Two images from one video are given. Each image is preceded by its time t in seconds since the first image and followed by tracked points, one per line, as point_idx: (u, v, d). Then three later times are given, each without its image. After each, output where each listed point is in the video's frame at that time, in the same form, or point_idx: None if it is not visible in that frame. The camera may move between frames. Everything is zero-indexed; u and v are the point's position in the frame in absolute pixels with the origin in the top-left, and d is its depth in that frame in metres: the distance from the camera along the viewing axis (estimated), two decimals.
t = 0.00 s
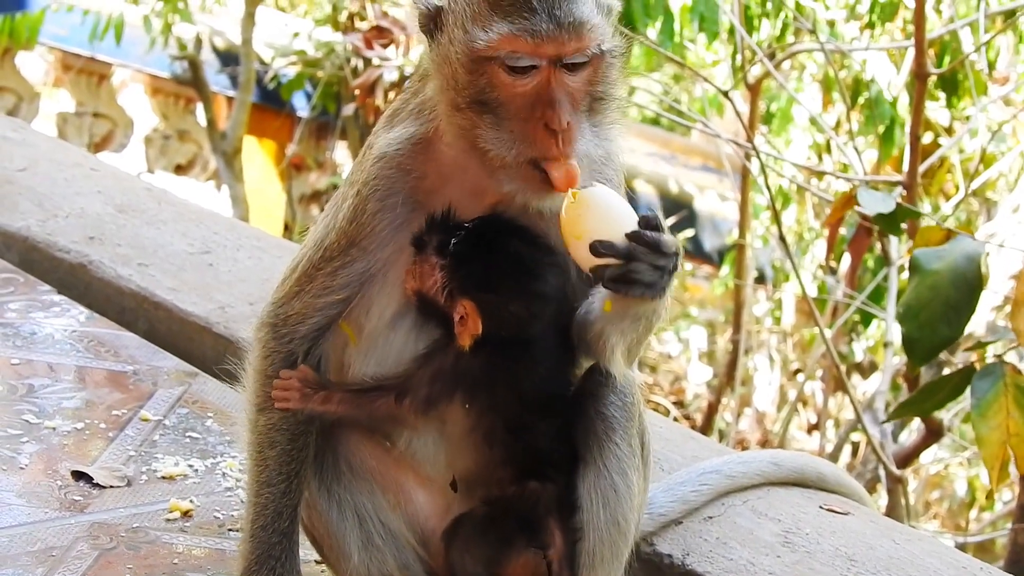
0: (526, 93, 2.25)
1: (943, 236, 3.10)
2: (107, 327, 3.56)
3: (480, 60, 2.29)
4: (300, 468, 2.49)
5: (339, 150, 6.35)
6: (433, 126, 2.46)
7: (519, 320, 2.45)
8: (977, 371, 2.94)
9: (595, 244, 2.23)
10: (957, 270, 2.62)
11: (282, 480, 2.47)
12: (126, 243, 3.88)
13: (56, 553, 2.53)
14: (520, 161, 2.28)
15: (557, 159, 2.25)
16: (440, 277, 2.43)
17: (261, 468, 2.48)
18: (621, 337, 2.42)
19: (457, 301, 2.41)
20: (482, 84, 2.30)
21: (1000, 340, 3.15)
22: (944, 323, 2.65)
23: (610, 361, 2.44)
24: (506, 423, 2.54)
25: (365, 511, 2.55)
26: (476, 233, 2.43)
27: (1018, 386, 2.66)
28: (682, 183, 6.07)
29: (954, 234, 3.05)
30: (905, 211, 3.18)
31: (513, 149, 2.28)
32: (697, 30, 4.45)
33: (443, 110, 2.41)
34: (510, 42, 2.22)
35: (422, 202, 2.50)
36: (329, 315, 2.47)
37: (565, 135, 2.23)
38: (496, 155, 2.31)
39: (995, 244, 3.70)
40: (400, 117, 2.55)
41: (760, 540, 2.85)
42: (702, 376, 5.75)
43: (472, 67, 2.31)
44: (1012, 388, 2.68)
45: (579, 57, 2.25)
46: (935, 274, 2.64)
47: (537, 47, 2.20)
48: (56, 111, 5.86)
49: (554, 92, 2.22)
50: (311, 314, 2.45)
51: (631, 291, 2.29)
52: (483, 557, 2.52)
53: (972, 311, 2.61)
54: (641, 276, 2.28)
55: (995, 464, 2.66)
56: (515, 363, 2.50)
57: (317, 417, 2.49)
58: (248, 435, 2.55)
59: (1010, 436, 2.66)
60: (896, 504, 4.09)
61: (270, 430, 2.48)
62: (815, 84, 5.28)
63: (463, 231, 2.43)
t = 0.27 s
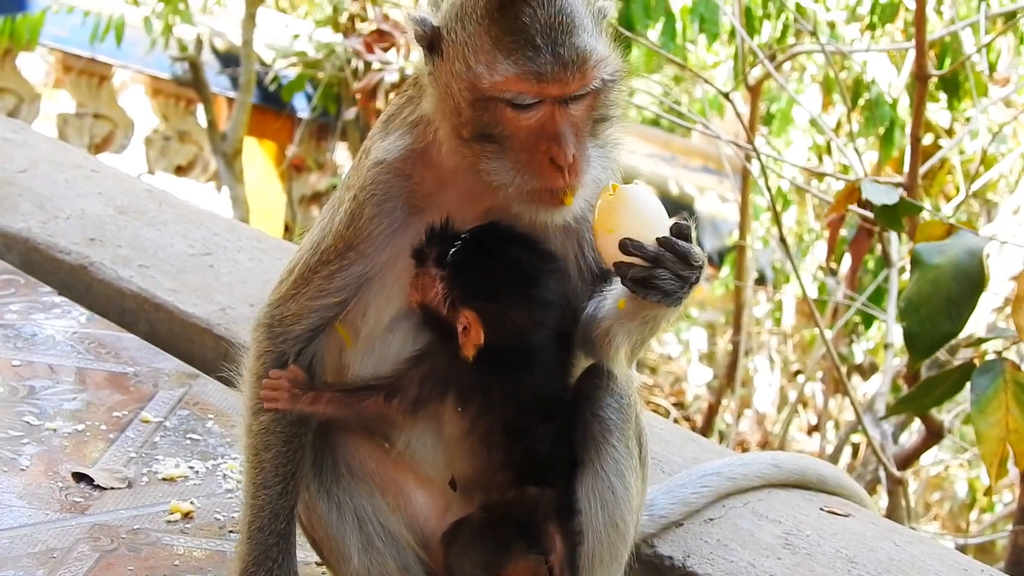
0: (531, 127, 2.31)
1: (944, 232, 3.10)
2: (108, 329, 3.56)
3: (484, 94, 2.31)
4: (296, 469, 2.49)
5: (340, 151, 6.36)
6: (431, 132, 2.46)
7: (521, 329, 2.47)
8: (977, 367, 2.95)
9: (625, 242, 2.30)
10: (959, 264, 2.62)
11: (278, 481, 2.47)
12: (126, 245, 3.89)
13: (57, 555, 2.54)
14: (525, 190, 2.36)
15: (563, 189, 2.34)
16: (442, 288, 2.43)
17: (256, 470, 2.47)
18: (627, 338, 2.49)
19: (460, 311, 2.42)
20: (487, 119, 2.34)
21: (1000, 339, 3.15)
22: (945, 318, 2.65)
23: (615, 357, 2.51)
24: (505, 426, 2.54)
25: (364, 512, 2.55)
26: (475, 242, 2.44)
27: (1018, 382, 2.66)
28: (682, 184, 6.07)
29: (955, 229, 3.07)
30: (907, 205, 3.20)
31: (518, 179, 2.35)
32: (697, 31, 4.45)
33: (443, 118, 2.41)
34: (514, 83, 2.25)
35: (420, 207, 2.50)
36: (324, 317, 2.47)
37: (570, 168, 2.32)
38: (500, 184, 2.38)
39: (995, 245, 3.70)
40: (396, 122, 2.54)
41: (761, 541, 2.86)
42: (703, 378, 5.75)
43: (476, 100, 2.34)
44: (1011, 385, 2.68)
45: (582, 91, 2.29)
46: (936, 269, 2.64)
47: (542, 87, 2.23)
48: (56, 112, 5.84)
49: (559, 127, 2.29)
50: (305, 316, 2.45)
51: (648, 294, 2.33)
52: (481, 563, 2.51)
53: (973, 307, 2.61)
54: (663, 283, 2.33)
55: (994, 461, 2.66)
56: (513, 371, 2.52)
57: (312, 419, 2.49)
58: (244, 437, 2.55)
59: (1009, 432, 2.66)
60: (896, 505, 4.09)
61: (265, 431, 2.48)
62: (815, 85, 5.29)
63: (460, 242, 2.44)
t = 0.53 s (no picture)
0: (537, 96, 2.29)
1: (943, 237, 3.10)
2: (107, 329, 3.56)
3: (485, 72, 2.33)
4: (297, 468, 2.49)
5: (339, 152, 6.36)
6: (441, 135, 2.48)
7: (538, 333, 2.45)
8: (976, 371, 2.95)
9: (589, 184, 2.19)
10: (958, 268, 2.62)
11: (279, 480, 2.47)
12: (125, 245, 3.89)
13: (55, 555, 2.53)
14: (544, 159, 2.35)
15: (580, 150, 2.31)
16: (457, 293, 2.43)
17: (257, 468, 2.47)
18: (631, 322, 2.45)
19: (475, 315, 2.42)
20: (492, 98, 2.35)
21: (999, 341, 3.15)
22: (945, 323, 2.65)
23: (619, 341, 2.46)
24: (505, 429, 2.54)
25: (364, 513, 2.55)
26: (489, 245, 2.45)
27: (1017, 386, 2.66)
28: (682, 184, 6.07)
29: (954, 234, 3.07)
30: (906, 211, 3.19)
31: (536, 152, 2.35)
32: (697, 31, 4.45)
33: (451, 120, 2.45)
34: (511, 52, 2.26)
35: (427, 210, 2.52)
36: (330, 316, 2.47)
37: (583, 127, 2.30)
38: (520, 161, 2.38)
39: (994, 245, 3.71)
40: (404, 125, 2.54)
41: (760, 541, 2.85)
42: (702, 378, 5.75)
43: (479, 80, 2.35)
44: (1011, 389, 2.68)
45: (581, 50, 2.28)
46: (935, 273, 2.65)
47: (538, 52, 2.23)
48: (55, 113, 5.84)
49: (565, 90, 2.27)
50: (309, 315, 2.44)
51: (628, 223, 2.22)
52: (475, 562, 2.50)
53: (973, 311, 2.61)
54: (636, 208, 2.23)
55: (995, 465, 2.65)
56: (525, 376, 2.53)
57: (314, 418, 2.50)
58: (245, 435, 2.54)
59: (1009, 436, 2.66)
60: (896, 505, 4.09)
61: (266, 430, 2.48)
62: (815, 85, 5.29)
63: (474, 245, 2.46)
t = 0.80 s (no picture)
0: (523, 100, 2.31)
1: (944, 235, 3.08)
2: (107, 329, 3.56)
3: (474, 73, 2.37)
4: (296, 467, 2.49)
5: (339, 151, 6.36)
6: (442, 134, 2.47)
7: (545, 339, 2.44)
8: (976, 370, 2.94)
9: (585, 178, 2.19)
10: (958, 267, 2.62)
11: (278, 479, 2.47)
12: (125, 244, 3.88)
13: (55, 555, 2.53)
14: (528, 165, 2.36)
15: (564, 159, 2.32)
16: (467, 298, 2.42)
17: (257, 466, 2.47)
18: (626, 313, 2.44)
19: (485, 322, 2.39)
20: (480, 99, 2.37)
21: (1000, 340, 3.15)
22: (945, 322, 2.64)
23: (615, 334, 2.45)
24: (506, 433, 2.53)
25: (364, 512, 2.55)
26: (499, 256, 2.43)
27: (1018, 385, 2.65)
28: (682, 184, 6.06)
29: (954, 233, 3.06)
30: (906, 209, 3.18)
31: (523, 156, 2.35)
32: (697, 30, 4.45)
33: (447, 119, 2.44)
34: (495, 49, 2.32)
35: (428, 209, 2.50)
36: (329, 314, 2.47)
37: (568, 135, 2.31)
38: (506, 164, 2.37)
39: (994, 245, 3.70)
40: (404, 123, 2.55)
41: (760, 541, 2.85)
42: (703, 377, 5.75)
43: (467, 81, 2.38)
44: (1011, 387, 2.67)
45: (566, 50, 2.32)
46: (936, 272, 2.64)
47: (521, 49, 2.29)
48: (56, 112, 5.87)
49: (550, 92, 2.29)
50: (309, 313, 2.44)
51: (626, 214, 2.24)
52: (473, 564, 2.51)
53: (973, 310, 2.60)
54: (633, 199, 2.25)
55: (994, 463, 2.65)
56: (530, 381, 2.51)
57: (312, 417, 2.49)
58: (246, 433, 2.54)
59: (1009, 435, 2.66)
60: (896, 505, 4.08)
61: (265, 428, 2.48)
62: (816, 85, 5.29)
63: (484, 253, 2.44)
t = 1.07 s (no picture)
0: (527, 93, 2.31)
1: (944, 233, 3.08)
2: (107, 327, 3.56)
3: (477, 69, 2.36)
4: (297, 467, 2.49)
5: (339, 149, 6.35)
6: (441, 135, 2.48)
7: (545, 344, 2.44)
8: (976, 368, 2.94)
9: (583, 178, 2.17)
10: (958, 265, 2.62)
11: (279, 478, 2.47)
12: (125, 242, 3.88)
13: (54, 553, 2.53)
14: (531, 161, 2.35)
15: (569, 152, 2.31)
16: (462, 305, 2.42)
17: (258, 465, 2.47)
18: (623, 312, 2.42)
19: (481, 327, 2.38)
20: (483, 94, 2.36)
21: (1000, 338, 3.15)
22: (945, 319, 2.64)
23: (613, 331, 2.42)
24: (507, 440, 2.54)
25: (364, 511, 2.55)
26: (495, 258, 2.44)
27: (1018, 383, 2.65)
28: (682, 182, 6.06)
29: (954, 231, 3.06)
30: (906, 206, 3.18)
31: (525, 152, 2.34)
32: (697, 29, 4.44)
33: (448, 120, 2.44)
34: (500, 44, 2.31)
35: (428, 210, 2.50)
36: (330, 314, 2.47)
37: (572, 126, 2.31)
38: (508, 160, 2.37)
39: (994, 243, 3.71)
40: (404, 123, 2.55)
41: (760, 540, 2.85)
42: (702, 376, 5.75)
43: (470, 76, 2.38)
44: (1011, 385, 2.67)
45: (570, 45, 2.32)
46: (936, 270, 2.64)
47: (526, 43, 2.28)
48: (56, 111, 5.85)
49: (554, 85, 2.28)
50: (310, 313, 2.44)
51: (623, 217, 2.22)
52: (475, 566, 2.48)
53: (973, 308, 2.60)
54: (631, 201, 2.23)
55: (994, 462, 2.66)
56: (531, 388, 2.51)
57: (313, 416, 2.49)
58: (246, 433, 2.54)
59: (1009, 433, 2.66)
60: (896, 503, 4.08)
61: (266, 428, 2.48)
62: (816, 83, 5.28)
63: (479, 259, 2.45)
